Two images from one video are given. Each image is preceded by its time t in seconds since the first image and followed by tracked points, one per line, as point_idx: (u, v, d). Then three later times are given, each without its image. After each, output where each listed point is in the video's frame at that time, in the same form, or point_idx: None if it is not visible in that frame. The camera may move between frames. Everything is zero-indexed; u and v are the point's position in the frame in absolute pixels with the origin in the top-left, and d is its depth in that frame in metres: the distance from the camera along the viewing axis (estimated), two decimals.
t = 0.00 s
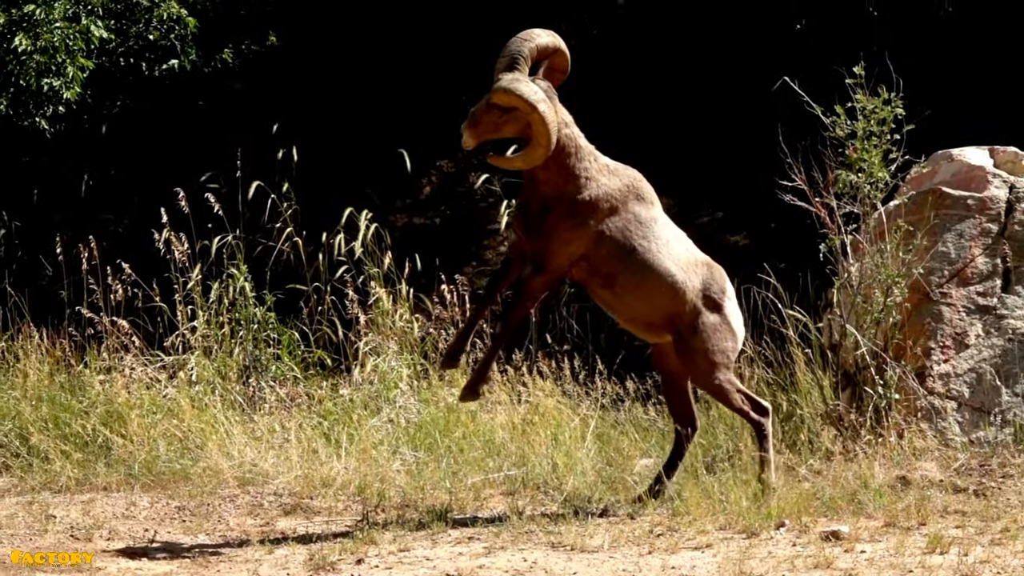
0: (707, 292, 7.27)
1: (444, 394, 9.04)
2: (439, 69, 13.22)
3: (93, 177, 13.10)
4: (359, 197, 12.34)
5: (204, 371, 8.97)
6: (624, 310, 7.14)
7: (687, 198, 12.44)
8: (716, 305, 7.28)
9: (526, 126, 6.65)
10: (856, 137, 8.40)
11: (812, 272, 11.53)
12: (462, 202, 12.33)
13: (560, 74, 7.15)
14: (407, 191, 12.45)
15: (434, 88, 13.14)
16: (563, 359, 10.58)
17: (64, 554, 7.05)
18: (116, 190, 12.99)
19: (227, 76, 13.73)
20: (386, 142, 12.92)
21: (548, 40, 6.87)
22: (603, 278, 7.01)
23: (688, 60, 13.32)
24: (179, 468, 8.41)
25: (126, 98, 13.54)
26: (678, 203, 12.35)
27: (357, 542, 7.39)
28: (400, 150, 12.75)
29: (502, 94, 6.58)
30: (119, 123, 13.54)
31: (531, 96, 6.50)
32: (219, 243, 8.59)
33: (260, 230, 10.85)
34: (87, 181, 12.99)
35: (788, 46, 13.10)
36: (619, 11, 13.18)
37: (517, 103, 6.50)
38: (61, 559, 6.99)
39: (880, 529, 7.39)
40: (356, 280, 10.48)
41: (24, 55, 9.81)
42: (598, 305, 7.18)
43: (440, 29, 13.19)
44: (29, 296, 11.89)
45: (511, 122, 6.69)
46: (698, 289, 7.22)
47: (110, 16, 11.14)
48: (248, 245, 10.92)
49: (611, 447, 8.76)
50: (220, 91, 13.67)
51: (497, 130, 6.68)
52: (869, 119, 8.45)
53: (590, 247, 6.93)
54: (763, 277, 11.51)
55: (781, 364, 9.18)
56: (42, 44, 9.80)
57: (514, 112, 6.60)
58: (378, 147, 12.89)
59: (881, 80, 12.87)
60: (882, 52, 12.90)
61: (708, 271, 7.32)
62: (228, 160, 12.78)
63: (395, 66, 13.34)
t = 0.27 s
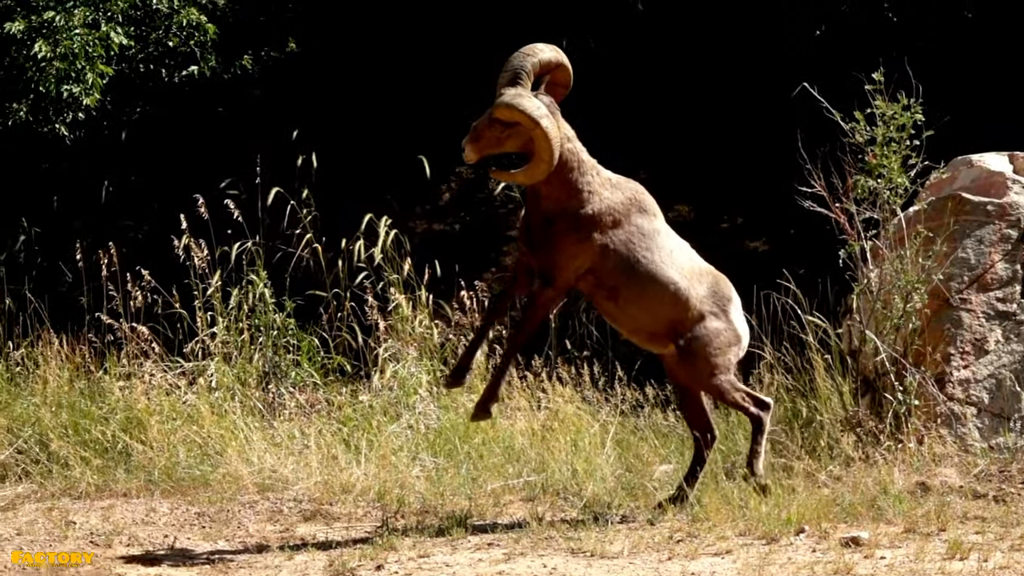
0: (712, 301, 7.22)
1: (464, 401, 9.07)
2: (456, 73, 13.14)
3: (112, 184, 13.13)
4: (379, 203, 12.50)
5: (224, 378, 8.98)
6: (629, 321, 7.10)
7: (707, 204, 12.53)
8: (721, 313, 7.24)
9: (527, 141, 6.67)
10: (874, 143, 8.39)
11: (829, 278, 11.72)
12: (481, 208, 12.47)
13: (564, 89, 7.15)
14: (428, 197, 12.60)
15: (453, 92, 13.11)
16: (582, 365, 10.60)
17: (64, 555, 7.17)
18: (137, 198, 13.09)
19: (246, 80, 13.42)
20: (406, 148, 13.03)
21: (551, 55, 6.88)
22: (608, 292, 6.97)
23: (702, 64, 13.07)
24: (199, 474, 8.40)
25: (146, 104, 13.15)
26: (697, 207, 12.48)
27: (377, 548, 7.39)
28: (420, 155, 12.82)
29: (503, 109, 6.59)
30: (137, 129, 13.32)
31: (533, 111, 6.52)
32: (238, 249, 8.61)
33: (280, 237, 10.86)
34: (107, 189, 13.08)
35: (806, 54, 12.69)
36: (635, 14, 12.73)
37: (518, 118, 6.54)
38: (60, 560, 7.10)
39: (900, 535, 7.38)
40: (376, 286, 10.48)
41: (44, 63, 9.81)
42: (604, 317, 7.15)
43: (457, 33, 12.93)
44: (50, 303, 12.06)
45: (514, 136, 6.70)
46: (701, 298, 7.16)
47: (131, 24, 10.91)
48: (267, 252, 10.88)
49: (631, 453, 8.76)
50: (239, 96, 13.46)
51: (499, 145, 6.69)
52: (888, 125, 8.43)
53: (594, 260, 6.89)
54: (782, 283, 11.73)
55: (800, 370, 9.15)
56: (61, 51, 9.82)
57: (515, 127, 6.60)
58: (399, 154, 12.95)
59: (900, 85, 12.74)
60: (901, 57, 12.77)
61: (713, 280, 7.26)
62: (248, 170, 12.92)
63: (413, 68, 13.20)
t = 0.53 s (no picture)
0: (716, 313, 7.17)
1: (482, 406, 9.08)
2: (475, 80, 13.23)
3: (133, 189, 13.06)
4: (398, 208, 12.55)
5: (243, 383, 8.99)
6: (634, 334, 7.07)
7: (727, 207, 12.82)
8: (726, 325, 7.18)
9: (529, 156, 6.61)
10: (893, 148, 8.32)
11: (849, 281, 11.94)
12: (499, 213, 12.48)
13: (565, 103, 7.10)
14: (447, 202, 12.63)
15: (471, 100, 13.25)
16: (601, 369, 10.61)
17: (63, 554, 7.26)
18: (155, 204, 13.03)
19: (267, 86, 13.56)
20: (427, 152, 13.11)
21: (553, 70, 6.82)
22: (612, 306, 6.95)
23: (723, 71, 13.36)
24: (218, 479, 8.41)
25: (166, 109, 13.34)
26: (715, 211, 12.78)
27: (397, 553, 7.37)
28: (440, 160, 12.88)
29: (505, 123, 6.54)
30: (156, 133, 13.38)
31: (535, 126, 6.49)
32: (258, 254, 8.60)
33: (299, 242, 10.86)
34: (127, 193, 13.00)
35: (825, 56, 13.08)
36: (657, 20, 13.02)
37: (519, 132, 6.49)
38: (59, 559, 7.19)
39: (920, 540, 7.36)
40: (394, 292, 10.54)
41: (63, 67, 10.27)
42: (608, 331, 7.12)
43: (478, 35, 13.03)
44: (70, 306, 11.97)
45: (515, 151, 6.64)
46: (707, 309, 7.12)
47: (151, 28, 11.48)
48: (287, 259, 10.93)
49: (650, 458, 8.77)
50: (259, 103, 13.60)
51: (500, 159, 6.63)
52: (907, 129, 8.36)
53: (599, 273, 6.88)
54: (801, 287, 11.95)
55: (819, 375, 9.19)
56: (81, 55, 10.22)
57: (517, 142, 6.57)
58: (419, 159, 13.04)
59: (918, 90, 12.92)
60: (921, 61, 12.92)
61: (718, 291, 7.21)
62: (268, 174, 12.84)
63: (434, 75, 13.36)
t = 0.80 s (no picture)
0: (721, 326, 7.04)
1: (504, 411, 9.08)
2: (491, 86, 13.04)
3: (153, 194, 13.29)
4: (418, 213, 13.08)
5: (263, 388, 9.01)
6: (640, 349, 6.93)
7: (744, 213, 13.34)
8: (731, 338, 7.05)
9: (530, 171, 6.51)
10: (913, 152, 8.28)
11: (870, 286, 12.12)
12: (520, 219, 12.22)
13: (565, 118, 6.99)
14: (466, 207, 13.16)
15: (487, 107, 12.93)
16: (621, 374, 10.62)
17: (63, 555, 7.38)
18: (174, 208, 13.36)
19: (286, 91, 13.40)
20: (444, 156, 13.21)
21: (553, 85, 6.72)
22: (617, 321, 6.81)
23: (741, 76, 12.90)
24: (238, 484, 8.42)
25: (186, 114, 13.12)
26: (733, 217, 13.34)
27: (416, 558, 7.36)
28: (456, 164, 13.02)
29: (506, 139, 6.44)
30: (176, 138, 13.31)
31: (536, 141, 6.39)
32: (276, 259, 8.59)
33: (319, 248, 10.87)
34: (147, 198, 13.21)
35: (846, 58, 12.72)
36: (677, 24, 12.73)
37: (520, 147, 6.39)
38: (59, 560, 7.31)
39: (941, 545, 7.33)
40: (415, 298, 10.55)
41: (84, 72, 10.10)
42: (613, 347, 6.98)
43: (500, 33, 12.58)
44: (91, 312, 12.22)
45: (517, 167, 6.54)
46: (714, 321, 7.00)
47: (170, 34, 11.26)
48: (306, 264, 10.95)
49: (670, 462, 8.77)
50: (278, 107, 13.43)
51: (502, 175, 6.52)
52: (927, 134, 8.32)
53: (605, 288, 6.74)
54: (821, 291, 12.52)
55: (839, 380, 9.20)
56: (101, 61, 10.10)
57: (518, 157, 6.46)
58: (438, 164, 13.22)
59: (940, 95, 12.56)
60: (942, 67, 12.70)
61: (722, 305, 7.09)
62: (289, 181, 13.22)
63: (450, 77, 12.96)
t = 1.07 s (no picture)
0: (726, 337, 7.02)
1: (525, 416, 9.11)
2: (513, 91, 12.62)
3: (173, 200, 12.55)
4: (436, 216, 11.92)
5: (285, 393, 9.04)
6: (646, 362, 6.90)
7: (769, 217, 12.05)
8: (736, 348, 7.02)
9: (532, 186, 6.46)
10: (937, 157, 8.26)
11: (891, 289, 11.36)
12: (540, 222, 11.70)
13: (567, 132, 6.93)
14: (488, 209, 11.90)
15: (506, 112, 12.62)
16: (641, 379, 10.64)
17: (65, 554, 7.47)
18: (195, 213, 12.54)
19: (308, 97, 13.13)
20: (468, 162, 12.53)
21: (554, 99, 6.67)
22: (623, 335, 6.78)
23: (762, 81, 12.84)
24: (259, 488, 8.41)
25: (207, 119, 12.91)
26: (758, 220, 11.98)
27: (438, 563, 7.35)
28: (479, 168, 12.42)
29: (507, 154, 6.38)
30: (199, 145, 12.90)
31: (538, 155, 6.33)
32: (298, 263, 8.61)
33: (341, 252, 10.86)
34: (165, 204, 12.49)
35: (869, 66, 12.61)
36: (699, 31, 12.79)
37: (521, 162, 6.34)
38: (62, 560, 7.40)
39: (962, 549, 7.31)
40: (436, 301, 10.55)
41: (106, 78, 9.93)
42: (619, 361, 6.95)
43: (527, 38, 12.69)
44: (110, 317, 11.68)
45: (519, 182, 6.49)
46: (719, 332, 6.97)
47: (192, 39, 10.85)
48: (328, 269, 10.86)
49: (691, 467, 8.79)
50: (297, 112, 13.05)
51: (504, 191, 6.47)
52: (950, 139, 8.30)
53: (610, 302, 6.70)
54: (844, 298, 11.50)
55: (861, 385, 9.16)
56: (122, 66, 9.91)
57: (520, 173, 6.41)
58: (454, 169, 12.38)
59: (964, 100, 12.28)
60: (965, 72, 12.46)
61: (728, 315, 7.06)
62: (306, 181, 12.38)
63: (472, 81, 12.88)
